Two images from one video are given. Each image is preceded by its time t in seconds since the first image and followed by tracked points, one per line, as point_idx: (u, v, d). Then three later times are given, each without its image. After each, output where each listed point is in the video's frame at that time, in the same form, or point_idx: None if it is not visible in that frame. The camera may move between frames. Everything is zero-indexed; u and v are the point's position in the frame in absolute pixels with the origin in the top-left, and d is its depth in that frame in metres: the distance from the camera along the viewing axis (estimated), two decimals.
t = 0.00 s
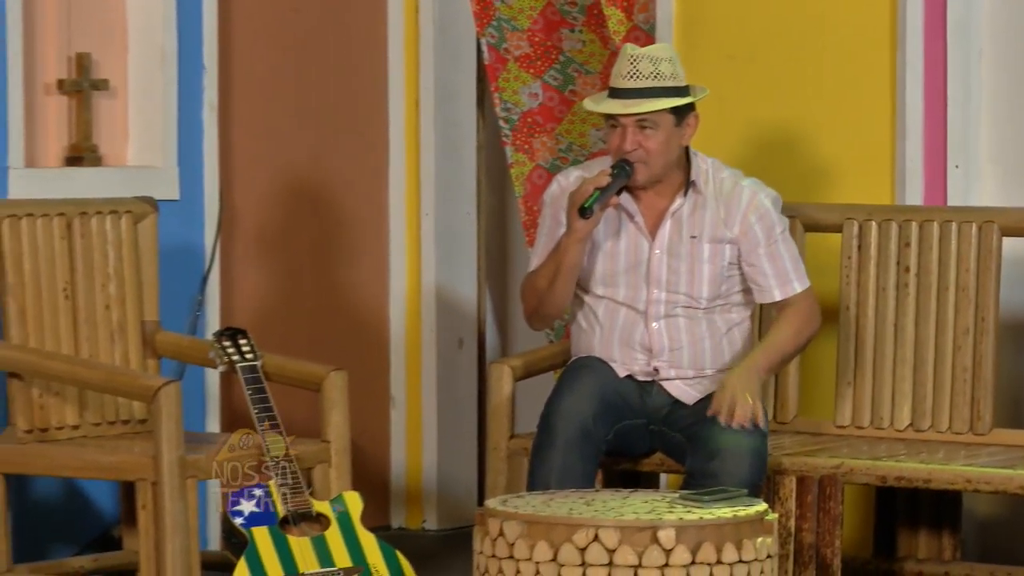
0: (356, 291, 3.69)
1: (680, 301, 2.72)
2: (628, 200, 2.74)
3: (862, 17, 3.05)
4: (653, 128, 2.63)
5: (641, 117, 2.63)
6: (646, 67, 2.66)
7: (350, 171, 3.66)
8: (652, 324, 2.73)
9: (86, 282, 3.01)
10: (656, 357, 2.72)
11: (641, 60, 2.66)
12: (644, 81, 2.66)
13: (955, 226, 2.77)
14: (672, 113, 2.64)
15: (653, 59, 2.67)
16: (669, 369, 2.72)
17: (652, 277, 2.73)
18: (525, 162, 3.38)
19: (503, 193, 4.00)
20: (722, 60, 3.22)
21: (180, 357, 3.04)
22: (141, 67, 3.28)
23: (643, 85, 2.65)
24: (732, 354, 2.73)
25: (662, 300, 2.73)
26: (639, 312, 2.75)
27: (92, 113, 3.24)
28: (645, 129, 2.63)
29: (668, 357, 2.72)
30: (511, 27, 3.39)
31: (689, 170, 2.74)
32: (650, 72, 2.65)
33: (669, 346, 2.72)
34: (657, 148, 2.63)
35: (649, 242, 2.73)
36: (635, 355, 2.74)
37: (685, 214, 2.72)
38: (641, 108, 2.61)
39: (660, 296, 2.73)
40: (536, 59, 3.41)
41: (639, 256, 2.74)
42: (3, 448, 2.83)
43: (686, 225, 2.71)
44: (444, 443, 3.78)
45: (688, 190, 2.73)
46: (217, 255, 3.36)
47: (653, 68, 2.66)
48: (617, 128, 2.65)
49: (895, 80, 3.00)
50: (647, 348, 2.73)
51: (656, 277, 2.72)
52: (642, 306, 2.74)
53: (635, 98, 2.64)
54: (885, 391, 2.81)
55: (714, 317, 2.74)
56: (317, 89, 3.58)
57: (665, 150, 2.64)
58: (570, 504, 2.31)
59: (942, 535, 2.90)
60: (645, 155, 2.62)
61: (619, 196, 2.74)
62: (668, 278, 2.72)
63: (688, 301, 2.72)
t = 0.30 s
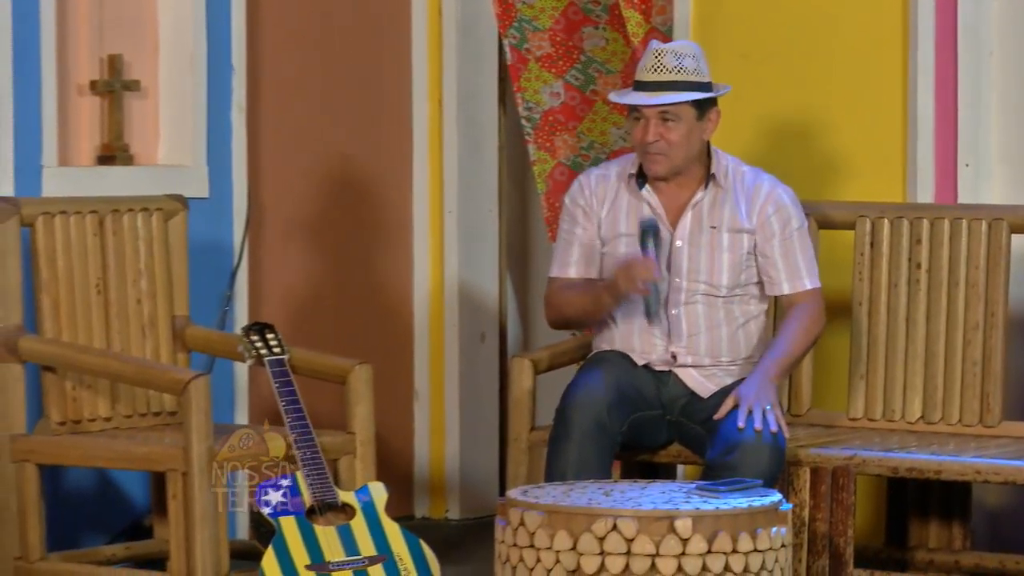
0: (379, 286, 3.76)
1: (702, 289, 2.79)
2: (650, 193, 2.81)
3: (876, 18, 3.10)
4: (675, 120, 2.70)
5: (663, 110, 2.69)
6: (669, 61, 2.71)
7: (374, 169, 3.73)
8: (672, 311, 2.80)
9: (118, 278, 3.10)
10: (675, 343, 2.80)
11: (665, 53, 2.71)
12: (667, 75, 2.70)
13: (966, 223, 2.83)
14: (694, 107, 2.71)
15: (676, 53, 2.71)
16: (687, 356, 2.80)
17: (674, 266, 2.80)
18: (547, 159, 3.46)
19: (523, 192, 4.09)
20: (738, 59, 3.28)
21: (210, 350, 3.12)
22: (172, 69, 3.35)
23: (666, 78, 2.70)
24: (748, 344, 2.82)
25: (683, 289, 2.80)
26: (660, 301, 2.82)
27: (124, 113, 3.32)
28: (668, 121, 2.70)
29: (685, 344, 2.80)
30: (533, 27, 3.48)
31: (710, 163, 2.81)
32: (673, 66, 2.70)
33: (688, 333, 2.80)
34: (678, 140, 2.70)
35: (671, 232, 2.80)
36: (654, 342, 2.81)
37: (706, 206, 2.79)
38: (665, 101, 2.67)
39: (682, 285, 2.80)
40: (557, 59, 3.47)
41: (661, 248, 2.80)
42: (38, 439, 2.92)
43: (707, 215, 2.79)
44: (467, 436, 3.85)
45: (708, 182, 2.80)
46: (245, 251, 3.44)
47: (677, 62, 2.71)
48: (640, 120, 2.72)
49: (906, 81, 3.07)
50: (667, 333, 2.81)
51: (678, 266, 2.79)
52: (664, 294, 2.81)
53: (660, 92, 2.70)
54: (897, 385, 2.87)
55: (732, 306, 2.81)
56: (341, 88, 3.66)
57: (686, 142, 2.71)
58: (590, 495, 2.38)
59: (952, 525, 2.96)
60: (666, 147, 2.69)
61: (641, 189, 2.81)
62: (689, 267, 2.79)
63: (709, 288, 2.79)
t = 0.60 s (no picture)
0: (398, 284, 3.84)
1: (717, 288, 2.87)
2: (664, 197, 2.89)
3: (885, 21, 3.17)
4: (684, 125, 2.77)
5: (671, 115, 2.77)
6: (675, 67, 2.79)
7: (393, 169, 3.81)
8: (687, 309, 2.88)
9: (146, 275, 3.18)
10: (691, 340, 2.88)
11: (672, 59, 2.79)
12: (674, 80, 2.79)
13: (972, 222, 2.90)
14: (702, 111, 2.78)
15: (682, 58, 2.79)
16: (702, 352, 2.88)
17: (689, 266, 2.88)
18: (565, 158, 3.53)
19: (541, 191, 4.16)
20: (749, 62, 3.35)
21: (234, 346, 3.20)
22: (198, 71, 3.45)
23: (674, 84, 2.78)
24: (762, 340, 2.88)
25: (699, 288, 2.88)
26: (676, 299, 2.89)
27: (152, 114, 3.42)
28: (676, 125, 2.77)
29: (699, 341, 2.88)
30: (552, 30, 3.55)
31: (719, 162, 2.90)
32: (680, 71, 2.78)
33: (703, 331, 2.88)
34: (688, 143, 2.78)
35: (686, 236, 2.88)
36: (671, 337, 2.88)
37: (719, 205, 2.87)
38: (672, 106, 2.75)
39: (698, 284, 2.88)
40: (576, 61, 3.55)
41: (677, 250, 2.89)
42: (67, 432, 3.00)
43: (720, 216, 2.87)
44: (484, 428, 3.93)
45: (719, 182, 2.88)
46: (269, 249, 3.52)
47: (683, 68, 2.79)
48: (649, 126, 2.80)
49: (914, 83, 3.14)
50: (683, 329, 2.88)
51: (694, 267, 2.88)
52: (680, 292, 2.88)
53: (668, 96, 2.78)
54: (905, 380, 2.93)
55: (747, 303, 2.88)
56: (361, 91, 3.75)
57: (695, 145, 2.78)
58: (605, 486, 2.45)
59: (959, 516, 3.03)
60: (675, 151, 2.76)
61: (656, 194, 2.89)
62: (705, 267, 2.88)
63: (725, 287, 2.87)
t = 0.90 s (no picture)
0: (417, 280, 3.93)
1: (724, 291, 2.95)
2: (673, 199, 2.96)
3: (893, 23, 3.24)
4: (696, 129, 2.84)
5: (683, 119, 2.84)
6: (691, 72, 2.86)
7: (410, 167, 3.90)
8: (695, 310, 2.96)
9: (172, 271, 3.27)
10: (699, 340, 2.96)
11: (687, 64, 2.85)
12: (689, 85, 2.85)
13: (977, 218, 2.97)
14: (714, 116, 2.85)
15: (698, 64, 2.86)
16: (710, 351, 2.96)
17: (697, 268, 2.96)
18: (582, 156, 3.60)
19: (557, 187, 4.24)
20: (759, 66, 3.41)
21: (258, 340, 3.28)
22: (224, 72, 3.54)
23: (688, 88, 2.85)
24: (769, 337, 2.97)
25: (707, 289, 2.96)
26: (684, 301, 2.97)
27: (178, 114, 3.50)
28: (688, 129, 2.84)
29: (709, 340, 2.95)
30: (569, 30, 3.63)
31: (727, 165, 2.97)
32: (694, 77, 2.85)
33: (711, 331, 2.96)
34: (699, 147, 2.85)
35: (694, 238, 2.96)
36: (679, 338, 2.97)
37: (726, 209, 2.95)
38: (685, 111, 2.82)
39: (705, 286, 2.96)
40: (594, 60, 3.63)
41: (685, 252, 2.97)
42: (94, 423, 3.08)
43: (727, 218, 2.95)
44: (502, 420, 4.01)
45: (726, 185, 2.96)
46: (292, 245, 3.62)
47: (698, 74, 2.85)
48: (662, 128, 2.87)
49: (921, 83, 3.21)
50: (690, 330, 2.96)
51: (702, 269, 2.95)
52: (687, 294, 2.96)
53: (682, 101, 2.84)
54: (911, 372, 3.01)
55: (753, 303, 2.97)
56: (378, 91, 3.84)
57: (706, 149, 2.85)
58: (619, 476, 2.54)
59: (964, 505, 3.10)
60: (686, 154, 2.83)
61: (666, 196, 2.96)
62: (712, 269, 2.95)
63: (732, 289, 2.95)
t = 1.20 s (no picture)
0: (433, 274, 4.02)
1: (735, 288, 3.04)
2: (684, 199, 3.04)
3: (900, 22, 3.31)
4: (703, 131, 2.92)
5: (692, 121, 2.92)
6: (701, 76, 2.94)
7: (428, 162, 3.98)
8: (707, 308, 3.04)
9: (196, 264, 3.35)
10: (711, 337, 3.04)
11: (697, 68, 2.93)
12: (698, 88, 2.94)
13: (981, 213, 3.04)
14: (721, 120, 2.93)
15: (709, 68, 2.94)
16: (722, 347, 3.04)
17: (708, 266, 3.04)
18: (598, 150, 3.67)
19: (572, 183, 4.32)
20: (769, 65, 3.48)
21: (280, 331, 3.37)
22: (247, 69, 3.62)
23: (698, 91, 2.93)
24: (779, 329, 3.05)
25: (718, 287, 3.04)
26: (695, 299, 3.06)
27: (202, 112, 3.59)
28: (696, 131, 2.92)
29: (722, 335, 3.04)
30: (584, 29, 3.71)
31: (734, 165, 3.05)
32: (703, 81, 2.93)
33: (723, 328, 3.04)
34: (706, 149, 2.92)
35: (705, 237, 3.04)
36: (691, 334, 3.06)
37: (734, 207, 3.03)
38: (695, 113, 2.90)
39: (716, 284, 3.04)
40: (609, 58, 3.70)
41: (697, 250, 3.05)
42: (120, 411, 3.17)
43: (736, 217, 3.03)
44: (518, 407, 4.10)
45: (734, 185, 3.03)
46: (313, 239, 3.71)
47: (708, 77, 2.93)
48: (671, 129, 2.94)
49: (926, 81, 3.28)
50: (702, 328, 3.05)
51: (713, 268, 3.03)
52: (699, 293, 3.05)
53: (689, 103, 2.93)
54: (916, 363, 3.08)
55: (764, 298, 3.05)
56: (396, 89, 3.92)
57: (712, 151, 2.93)
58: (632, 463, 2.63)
59: (968, 492, 3.17)
60: (693, 155, 2.91)
61: (676, 198, 3.04)
62: (723, 268, 3.03)
63: (742, 285, 3.04)
